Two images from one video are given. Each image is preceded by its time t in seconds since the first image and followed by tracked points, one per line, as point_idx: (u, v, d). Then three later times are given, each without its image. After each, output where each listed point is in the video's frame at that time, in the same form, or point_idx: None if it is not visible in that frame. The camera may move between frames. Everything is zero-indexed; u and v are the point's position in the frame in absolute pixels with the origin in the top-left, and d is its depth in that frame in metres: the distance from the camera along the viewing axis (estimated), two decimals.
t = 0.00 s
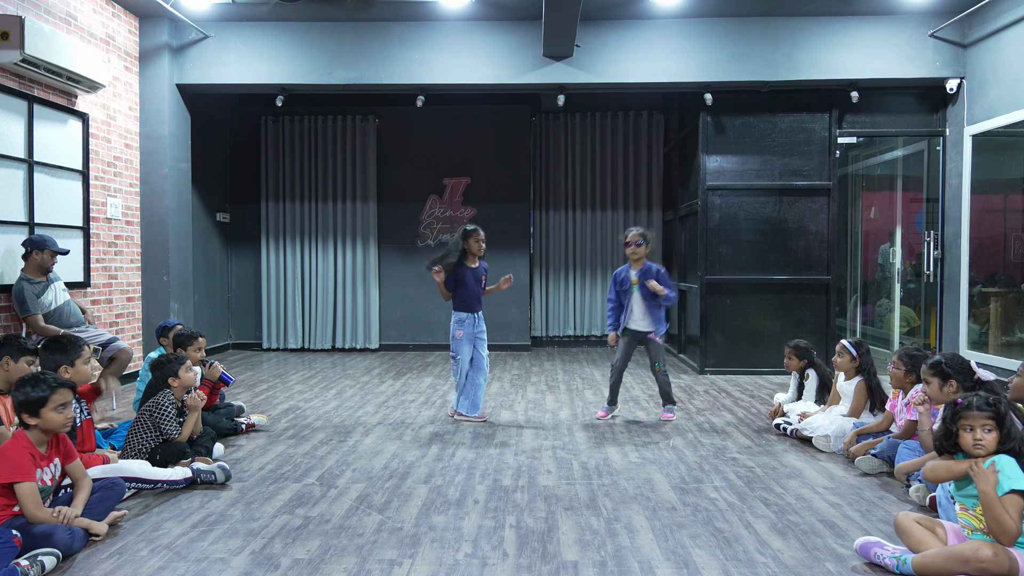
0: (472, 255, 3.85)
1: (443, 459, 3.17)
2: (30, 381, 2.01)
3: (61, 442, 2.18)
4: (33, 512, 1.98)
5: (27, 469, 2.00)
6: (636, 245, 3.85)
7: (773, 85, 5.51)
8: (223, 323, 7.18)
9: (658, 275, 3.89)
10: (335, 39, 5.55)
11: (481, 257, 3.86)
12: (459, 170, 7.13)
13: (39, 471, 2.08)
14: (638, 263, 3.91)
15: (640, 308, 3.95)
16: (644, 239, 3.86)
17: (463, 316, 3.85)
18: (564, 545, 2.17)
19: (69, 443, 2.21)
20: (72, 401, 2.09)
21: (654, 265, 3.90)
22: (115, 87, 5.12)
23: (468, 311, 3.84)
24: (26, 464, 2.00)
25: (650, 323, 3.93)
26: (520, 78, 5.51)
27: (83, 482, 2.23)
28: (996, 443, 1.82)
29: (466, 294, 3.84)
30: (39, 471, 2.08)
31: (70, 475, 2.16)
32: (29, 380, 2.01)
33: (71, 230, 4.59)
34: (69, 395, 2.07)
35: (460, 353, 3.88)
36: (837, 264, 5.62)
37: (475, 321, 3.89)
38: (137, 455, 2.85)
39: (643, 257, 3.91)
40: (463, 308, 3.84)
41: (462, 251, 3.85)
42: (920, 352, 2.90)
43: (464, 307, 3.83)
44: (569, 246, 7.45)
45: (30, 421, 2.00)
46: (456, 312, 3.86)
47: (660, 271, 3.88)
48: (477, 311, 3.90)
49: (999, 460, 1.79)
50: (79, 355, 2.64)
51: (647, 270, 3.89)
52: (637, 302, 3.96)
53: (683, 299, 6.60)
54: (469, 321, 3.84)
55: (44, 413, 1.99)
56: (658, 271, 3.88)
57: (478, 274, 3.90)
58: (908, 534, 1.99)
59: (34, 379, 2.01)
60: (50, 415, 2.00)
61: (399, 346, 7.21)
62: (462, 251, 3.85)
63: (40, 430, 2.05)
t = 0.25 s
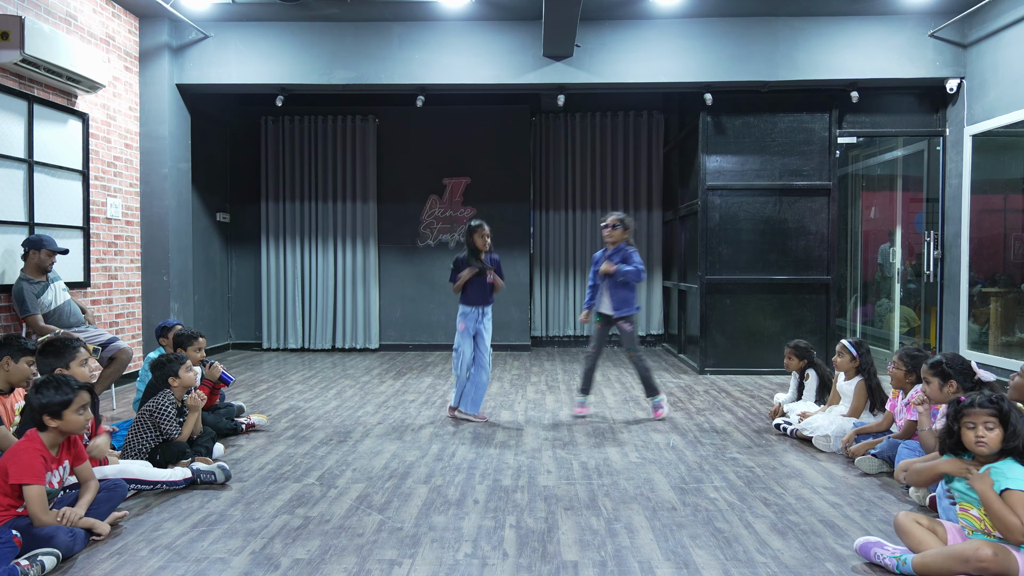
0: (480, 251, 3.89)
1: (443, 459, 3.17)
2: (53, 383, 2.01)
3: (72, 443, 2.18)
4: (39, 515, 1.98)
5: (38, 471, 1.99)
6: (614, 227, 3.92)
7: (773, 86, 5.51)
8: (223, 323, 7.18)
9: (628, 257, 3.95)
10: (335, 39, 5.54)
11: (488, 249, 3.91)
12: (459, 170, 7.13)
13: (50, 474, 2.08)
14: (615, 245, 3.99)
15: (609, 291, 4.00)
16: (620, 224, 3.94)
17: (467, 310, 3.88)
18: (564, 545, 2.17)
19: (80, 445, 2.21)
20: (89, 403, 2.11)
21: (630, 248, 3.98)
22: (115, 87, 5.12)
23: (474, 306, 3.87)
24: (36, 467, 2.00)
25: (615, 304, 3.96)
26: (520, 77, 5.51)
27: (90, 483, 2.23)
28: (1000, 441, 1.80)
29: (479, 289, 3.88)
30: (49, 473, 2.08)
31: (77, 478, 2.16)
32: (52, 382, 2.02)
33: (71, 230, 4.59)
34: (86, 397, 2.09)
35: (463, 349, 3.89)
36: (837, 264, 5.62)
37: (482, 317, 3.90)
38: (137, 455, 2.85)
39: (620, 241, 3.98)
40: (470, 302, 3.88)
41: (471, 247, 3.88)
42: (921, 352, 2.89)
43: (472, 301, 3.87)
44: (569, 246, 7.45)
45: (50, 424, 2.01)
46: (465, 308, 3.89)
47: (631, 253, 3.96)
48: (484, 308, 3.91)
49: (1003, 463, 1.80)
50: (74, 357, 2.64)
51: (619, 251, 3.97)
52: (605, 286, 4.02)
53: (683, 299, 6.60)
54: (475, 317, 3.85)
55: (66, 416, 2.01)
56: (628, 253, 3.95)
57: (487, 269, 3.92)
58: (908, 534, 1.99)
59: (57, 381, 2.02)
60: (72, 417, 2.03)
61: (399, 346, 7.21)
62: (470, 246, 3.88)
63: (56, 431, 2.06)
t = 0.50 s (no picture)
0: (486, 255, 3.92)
1: (443, 459, 3.17)
2: (60, 384, 2.02)
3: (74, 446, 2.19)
4: (41, 514, 1.98)
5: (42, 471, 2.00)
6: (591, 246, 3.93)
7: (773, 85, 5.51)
8: (223, 323, 7.18)
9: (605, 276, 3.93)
10: (335, 39, 5.54)
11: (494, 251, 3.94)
12: (459, 170, 7.13)
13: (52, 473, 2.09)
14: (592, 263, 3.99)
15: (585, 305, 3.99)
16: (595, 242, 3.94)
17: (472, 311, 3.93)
18: (564, 545, 2.17)
19: (82, 445, 2.22)
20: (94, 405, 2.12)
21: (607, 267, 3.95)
22: (115, 87, 5.12)
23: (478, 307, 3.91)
24: (40, 466, 2.00)
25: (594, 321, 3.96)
26: (520, 78, 5.51)
27: (92, 483, 2.23)
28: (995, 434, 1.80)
29: (481, 289, 3.91)
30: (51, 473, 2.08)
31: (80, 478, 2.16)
32: (58, 384, 2.02)
33: (70, 230, 4.59)
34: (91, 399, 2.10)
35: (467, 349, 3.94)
36: (837, 264, 5.62)
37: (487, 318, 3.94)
38: (137, 455, 2.85)
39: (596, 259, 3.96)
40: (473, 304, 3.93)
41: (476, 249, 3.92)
42: (920, 352, 2.89)
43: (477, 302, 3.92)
44: (569, 246, 7.45)
45: (53, 424, 2.01)
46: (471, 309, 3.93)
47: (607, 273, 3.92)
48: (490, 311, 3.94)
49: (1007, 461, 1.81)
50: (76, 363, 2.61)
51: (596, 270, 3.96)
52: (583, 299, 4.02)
53: (683, 299, 6.60)
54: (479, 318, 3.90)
55: (72, 416, 2.02)
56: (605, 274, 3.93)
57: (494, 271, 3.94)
58: (909, 534, 1.98)
59: (64, 383, 2.03)
60: (77, 419, 2.04)
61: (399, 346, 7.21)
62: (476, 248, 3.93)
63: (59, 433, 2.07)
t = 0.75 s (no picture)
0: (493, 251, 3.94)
1: (443, 459, 3.17)
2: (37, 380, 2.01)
3: (64, 444, 2.18)
4: (38, 513, 1.99)
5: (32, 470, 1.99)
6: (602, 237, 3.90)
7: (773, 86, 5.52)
8: (223, 323, 7.18)
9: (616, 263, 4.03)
10: (335, 39, 5.55)
11: (501, 250, 3.94)
12: (459, 170, 7.13)
13: (44, 471, 2.08)
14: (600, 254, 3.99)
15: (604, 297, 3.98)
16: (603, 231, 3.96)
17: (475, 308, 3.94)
18: (564, 545, 2.17)
19: (71, 444, 2.21)
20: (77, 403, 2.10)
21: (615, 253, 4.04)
22: (115, 87, 5.12)
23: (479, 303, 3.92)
24: (30, 465, 1.99)
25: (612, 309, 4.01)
26: (520, 78, 5.51)
27: (87, 482, 2.23)
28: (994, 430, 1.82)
29: (483, 286, 3.92)
30: (43, 471, 2.08)
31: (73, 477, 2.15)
32: (34, 380, 2.00)
33: (71, 230, 4.59)
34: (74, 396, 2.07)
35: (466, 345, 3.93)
36: (837, 264, 5.62)
37: (490, 313, 3.92)
38: (137, 455, 2.86)
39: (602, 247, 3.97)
40: (476, 299, 3.94)
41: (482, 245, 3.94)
42: (919, 353, 2.89)
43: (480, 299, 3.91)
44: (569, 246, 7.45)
45: (34, 421, 2.01)
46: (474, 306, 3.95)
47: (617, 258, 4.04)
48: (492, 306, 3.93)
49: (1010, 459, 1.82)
50: (80, 363, 2.53)
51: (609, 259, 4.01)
52: (602, 291, 3.95)
53: (683, 299, 6.60)
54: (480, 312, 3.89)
55: (49, 414, 2.00)
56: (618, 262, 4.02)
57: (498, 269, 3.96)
58: (909, 534, 1.98)
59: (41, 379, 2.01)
60: (55, 416, 2.02)
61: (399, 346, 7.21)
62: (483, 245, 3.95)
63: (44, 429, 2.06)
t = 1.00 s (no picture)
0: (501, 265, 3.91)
1: (443, 459, 3.17)
2: (17, 376, 2.01)
3: (52, 442, 2.17)
4: (33, 509, 1.99)
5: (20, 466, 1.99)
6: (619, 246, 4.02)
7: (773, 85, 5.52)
8: (223, 323, 7.18)
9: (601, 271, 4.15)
10: (335, 39, 5.55)
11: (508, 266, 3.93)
12: (459, 170, 7.13)
13: (33, 469, 2.07)
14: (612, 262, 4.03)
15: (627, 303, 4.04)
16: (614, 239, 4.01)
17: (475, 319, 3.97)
18: (564, 545, 2.17)
19: (60, 443, 2.20)
20: (57, 401, 2.08)
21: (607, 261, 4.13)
22: (115, 87, 5.12)
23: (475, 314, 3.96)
24: (17, 462, 1.99)
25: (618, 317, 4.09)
26: (520, 78, 5.51)
27: (79, 482, 2.21)
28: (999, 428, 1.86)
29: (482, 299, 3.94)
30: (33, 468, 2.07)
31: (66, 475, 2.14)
32: (14, 376, 2.00)
33: (71, 230, 4.59)
34: (53, 395, 2.05)
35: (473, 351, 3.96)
36: (837, 264, 5.62)
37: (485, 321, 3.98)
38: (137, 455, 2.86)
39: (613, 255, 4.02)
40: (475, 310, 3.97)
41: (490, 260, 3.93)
42: (919, 353, 2.89)
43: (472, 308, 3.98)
44: (569, 246, 7.45)
45: (13, 419, 2.00)
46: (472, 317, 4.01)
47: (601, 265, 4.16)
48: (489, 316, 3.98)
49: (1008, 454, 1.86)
50: (81, 356, 2.51)
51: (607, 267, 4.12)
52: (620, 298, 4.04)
53: (683, 299, 6.60)
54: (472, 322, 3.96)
55: (25, 412, 1.99)
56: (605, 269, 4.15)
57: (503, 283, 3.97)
58: (909, 533, 1.98)
59: (22, 376, 2.01)
60: (33, 415, 2.00)
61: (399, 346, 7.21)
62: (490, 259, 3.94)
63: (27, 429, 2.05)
